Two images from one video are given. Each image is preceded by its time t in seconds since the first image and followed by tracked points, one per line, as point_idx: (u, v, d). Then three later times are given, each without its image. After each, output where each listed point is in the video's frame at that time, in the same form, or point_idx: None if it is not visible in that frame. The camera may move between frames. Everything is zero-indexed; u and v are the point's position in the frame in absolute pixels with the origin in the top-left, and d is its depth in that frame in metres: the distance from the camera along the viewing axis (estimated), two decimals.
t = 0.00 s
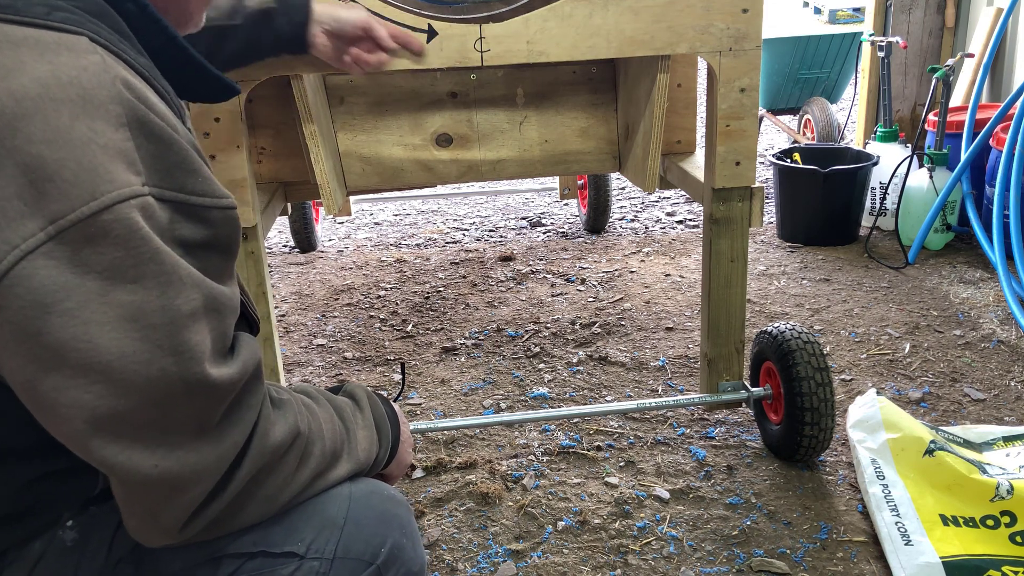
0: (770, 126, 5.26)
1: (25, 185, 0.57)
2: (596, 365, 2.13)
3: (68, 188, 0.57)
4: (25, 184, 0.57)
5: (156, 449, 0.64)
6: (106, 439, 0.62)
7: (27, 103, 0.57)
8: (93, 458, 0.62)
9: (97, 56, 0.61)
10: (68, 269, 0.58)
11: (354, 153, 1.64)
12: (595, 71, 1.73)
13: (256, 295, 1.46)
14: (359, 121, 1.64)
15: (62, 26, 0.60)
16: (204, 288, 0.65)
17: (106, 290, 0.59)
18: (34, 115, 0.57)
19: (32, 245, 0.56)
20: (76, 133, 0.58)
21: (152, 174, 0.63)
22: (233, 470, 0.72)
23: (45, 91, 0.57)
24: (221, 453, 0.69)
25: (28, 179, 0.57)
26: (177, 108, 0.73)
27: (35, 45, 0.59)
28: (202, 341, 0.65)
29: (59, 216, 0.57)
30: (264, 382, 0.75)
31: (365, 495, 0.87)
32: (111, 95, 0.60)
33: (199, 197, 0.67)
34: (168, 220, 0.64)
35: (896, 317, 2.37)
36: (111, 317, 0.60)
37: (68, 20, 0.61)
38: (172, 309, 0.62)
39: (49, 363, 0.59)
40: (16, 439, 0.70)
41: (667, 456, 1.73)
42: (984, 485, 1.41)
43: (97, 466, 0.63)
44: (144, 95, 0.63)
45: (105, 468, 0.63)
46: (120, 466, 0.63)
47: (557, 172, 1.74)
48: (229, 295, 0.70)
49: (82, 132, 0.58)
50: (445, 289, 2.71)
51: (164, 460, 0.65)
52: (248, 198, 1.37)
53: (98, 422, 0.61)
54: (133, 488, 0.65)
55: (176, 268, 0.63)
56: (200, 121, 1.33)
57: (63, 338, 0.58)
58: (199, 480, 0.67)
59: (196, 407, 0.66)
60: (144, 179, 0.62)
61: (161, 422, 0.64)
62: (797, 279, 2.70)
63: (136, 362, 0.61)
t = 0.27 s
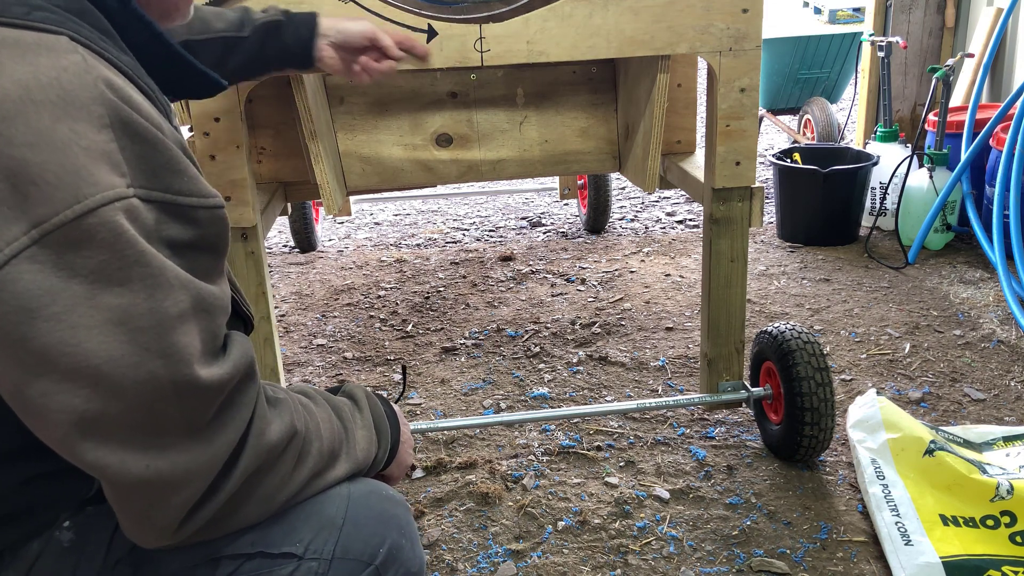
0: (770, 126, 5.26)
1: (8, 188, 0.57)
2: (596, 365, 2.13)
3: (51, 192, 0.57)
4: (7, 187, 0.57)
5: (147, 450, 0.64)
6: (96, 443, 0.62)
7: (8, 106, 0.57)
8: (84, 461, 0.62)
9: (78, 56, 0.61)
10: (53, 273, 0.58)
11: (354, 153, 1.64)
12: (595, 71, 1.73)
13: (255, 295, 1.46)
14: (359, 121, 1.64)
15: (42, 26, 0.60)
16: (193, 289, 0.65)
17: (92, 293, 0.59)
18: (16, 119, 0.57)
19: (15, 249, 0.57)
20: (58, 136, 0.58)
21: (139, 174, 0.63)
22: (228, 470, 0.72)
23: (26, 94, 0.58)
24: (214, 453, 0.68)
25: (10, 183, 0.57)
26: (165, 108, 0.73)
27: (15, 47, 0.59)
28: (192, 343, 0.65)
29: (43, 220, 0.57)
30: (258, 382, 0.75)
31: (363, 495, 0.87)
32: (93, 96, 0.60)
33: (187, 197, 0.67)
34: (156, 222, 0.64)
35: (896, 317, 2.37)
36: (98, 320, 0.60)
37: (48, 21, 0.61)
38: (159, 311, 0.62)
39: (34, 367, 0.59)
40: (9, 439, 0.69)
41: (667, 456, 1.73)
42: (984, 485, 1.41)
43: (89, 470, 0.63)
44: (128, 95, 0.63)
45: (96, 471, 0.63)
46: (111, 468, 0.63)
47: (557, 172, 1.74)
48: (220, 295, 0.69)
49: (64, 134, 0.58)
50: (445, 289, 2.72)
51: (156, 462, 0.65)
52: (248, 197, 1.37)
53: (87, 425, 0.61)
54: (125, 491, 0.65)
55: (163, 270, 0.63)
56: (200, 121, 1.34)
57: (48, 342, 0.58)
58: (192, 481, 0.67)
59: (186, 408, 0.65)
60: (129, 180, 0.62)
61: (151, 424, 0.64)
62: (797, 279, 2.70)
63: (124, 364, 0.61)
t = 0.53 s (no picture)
0: (770, 126, 5.26)
1: (23, 194, 0.57)
2: (596, 365, 2.13)
3: (66, 196, 0.57)
4: (22, 193, 0.57)
5: (160, 455, 0.64)
6: (110, 447, 0.62)
7: (23, 110, 0.57)
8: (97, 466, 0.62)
9: (90, 61, 0.61)
10: (69, 277, 0.58)
11: (354, 153, 1.64)
12: (595, 71, 1.73)
13: (255, 295, 1.45)
14: (359, 121, 1.64)
15: (54, 31, 0.60)
16: (204, 292, 0.65)
17: (107, 297, 0.59)
18: (32, 123, 0.57)
19: (31, 253, 0.56)
20: (74, 140, 0.58)
21: (150, 178, 0.63)
22: (235, 473, 0.72)
23: (41, 99, 0.57)
24: (224, 457, 0.69)
25: (25, 188, 0.57)
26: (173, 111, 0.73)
27: (28, 52, 0.58)
28: (204, 346, 0.65)
29: (58, 224, 0.57)
30: (263, 385, 0.75)
31: (365, 495, 0.87)
32: (106, 100, 0.60)
33: (197, 201, 0.67)
34: (166, 225, 0.64)
35: (896, 317, 2.37)
36: (113, 324, 0.60)
37: (60, 25, 0.61)
38: (173, 315, 0.62)
39: (50, 372, 0.59)
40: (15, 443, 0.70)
41: (667, 456, 1.73)
42: (984, 485, 1.41)
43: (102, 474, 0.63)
44: (140, 100, 0.63)
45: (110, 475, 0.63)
46: (124, 472, 0.63)
47: (557, 172, 1.74)
48: (229, 299, 0.69)
49: (79, 139, 0.58)
50: (445, 289, 2.72)
51: (168, 466, 0.65)
52: (249, 198, 1.37)
53: (102, 430, 0.61)
54: (136, 495, 0.65)
55: (176, 274, 0.63)
56: (199, 120, 1.33)
57: (64, 346, 0.58)
58: (202, 485, 0.67)
59: (198, 412, 0.66)
60: (142, 184, 0.62)
61: (164, 428, 0.64)
62: (797, 279, 2.70)
63: (139, 369, 0.61)
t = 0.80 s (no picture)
0: (771, 126, 5.26)
1: None
2: (596, 365, 2.13)
3: (30, 192, 0.57)
4: None
5: (133, 452, 0.64)
6: (80, 444, 0.62)
7: None
8: (66, 463, 0.62)
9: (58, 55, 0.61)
10: (33, 275, 0.58)
11: (354, 153, 1.64)
12: (595, 71, 1.73)
13: (255, 295, 1.46)
14: (359, 121, 1.64)
15: (22, 25, 0.60)
16: (176, 289, 0.65)
17: (73, 294, 0.59)
18: None
19: None
20: (38, 136, 0.58)
21: (121, 174, 0.63)
22: (217, 471, 0.72)
23: (5, 93, 0.57)
24: (203, 454, 0.68)
25: None
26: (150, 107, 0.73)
27: None
28: (176, 343, 0.65)
29: (22, 221, 0.57)
30: (248, 381, 0.74)
31: (357, 494, 0.87)
32: (73, 95, 0.60)
33: (171, 197, 0.67)
34: (139, 221, 0.64)
35: (896, 317, 2.37)
36: (80, 321, 0.60)
37: (28, 20, 0.61)
38: (143, 312, 0.62)
39: (17, 369, 0.59)
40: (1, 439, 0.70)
41: (667, 456, 1.73)
42: (984, 485, 1.41)
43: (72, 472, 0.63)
44: (110, 94, 0.63)
45: (79, 473, 0.63)
46: (95, 470, 0.63)
47: (558, 172, 1.74)
48: (205, 295, 0.69)
49: (43, 134, 0.58)
50: (445, 289, 2.71)
51: (141, 463, 0.65)
52: (248, 197, 1.37)
53: (69, 426, 0.61)
54: (110, 492, 0.65)
55: (145, 270, 0.62)
56: (199, 120, 1.33)
57: (30, 343, 0.58)
58: (180, 482, 0.67)
59: (172, 408, 0.65)
60: (110, 179, 0.62)
61: (137, 425, 0.64)
62: (797, 279, 2.70)
63: (107, 366, 0.61)
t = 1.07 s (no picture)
0: (771, 127, 5.26)
1: None
2: (596, 365, 2.13)
3: (19, 193, 0.57)
4: None
5: (127, 450, 0.64)
6: (72, 444, 0.62)
7: None
8: (58, 462, 0.62)
9: (46, 54, 0.61)
10: (24, 276, 0.58)
11: (354, 152, 1.64)
12: (595, 71, 1.73)
13: (255, 295, 1.46)
14: (359, 121, 1.64)
15: (9, 25, 0.60)
16: (169, 288, 0.65)
17: (64, 295, 0.59)
18: None
19: None
20: (26, 137, 0.58)
21: (112, 173, 0.63)
22: (213, 469, 0.72)
23: None
24: (197, 452, 0.68)
25: None
26: (140, 105, 0.73)
27: None
28: (168, 343, 0.65)
29: (12, 222, 0.57)
30: (243, 379, 0.74)
31: (354, 492, 0.87)
32: (60, 95, 0.60)
33: (162, 195, 0.67)
34: (130, 220, 0.64)
35: (896, 317, 2.37)
36: (72, 322, 0.60)
37: (15, 19, 0.61)
38: (134, 312, 0.62)
39: (8, 370, 0.59)
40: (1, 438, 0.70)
41: (667, 456, 1.73)
42: (984, 485, 1.41)
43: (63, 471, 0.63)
44: (99, 93, 0.63)
45: (71, 471, 0.62)
46: (87, 469, 0.63)
47: (557, 172, 1.73)
48: (198, 293, 0.69)
49: (31, 135, 0.58)
50: (445, 289, 2.72)
51: (136, 461, 0.64)
52: (249, 198, 1.38)
53: (61, 425, 0.61)
54: (104, 491, 0.64)
55: (137, 270, 0.62)
56: (199, 120, 1.33)
57: (21, 344, 0.58)
58: (175, 481, 0.67)
59: (165, 406, 0.65)
60: (101, 179, 0.62)
61: (130, 423, 0.64)
62: (797, 279, 2.70)
63: (100, 366, 0.61)
